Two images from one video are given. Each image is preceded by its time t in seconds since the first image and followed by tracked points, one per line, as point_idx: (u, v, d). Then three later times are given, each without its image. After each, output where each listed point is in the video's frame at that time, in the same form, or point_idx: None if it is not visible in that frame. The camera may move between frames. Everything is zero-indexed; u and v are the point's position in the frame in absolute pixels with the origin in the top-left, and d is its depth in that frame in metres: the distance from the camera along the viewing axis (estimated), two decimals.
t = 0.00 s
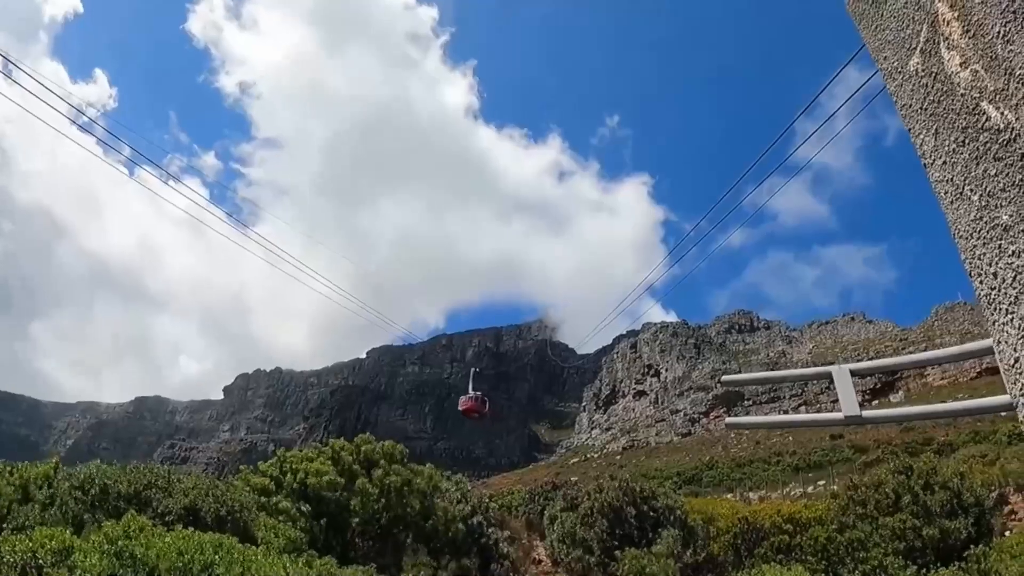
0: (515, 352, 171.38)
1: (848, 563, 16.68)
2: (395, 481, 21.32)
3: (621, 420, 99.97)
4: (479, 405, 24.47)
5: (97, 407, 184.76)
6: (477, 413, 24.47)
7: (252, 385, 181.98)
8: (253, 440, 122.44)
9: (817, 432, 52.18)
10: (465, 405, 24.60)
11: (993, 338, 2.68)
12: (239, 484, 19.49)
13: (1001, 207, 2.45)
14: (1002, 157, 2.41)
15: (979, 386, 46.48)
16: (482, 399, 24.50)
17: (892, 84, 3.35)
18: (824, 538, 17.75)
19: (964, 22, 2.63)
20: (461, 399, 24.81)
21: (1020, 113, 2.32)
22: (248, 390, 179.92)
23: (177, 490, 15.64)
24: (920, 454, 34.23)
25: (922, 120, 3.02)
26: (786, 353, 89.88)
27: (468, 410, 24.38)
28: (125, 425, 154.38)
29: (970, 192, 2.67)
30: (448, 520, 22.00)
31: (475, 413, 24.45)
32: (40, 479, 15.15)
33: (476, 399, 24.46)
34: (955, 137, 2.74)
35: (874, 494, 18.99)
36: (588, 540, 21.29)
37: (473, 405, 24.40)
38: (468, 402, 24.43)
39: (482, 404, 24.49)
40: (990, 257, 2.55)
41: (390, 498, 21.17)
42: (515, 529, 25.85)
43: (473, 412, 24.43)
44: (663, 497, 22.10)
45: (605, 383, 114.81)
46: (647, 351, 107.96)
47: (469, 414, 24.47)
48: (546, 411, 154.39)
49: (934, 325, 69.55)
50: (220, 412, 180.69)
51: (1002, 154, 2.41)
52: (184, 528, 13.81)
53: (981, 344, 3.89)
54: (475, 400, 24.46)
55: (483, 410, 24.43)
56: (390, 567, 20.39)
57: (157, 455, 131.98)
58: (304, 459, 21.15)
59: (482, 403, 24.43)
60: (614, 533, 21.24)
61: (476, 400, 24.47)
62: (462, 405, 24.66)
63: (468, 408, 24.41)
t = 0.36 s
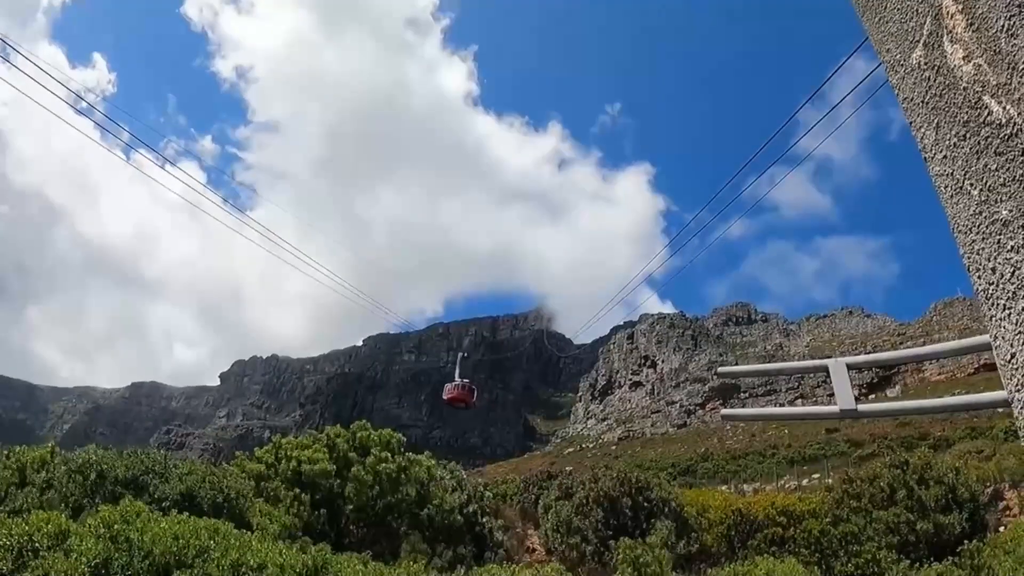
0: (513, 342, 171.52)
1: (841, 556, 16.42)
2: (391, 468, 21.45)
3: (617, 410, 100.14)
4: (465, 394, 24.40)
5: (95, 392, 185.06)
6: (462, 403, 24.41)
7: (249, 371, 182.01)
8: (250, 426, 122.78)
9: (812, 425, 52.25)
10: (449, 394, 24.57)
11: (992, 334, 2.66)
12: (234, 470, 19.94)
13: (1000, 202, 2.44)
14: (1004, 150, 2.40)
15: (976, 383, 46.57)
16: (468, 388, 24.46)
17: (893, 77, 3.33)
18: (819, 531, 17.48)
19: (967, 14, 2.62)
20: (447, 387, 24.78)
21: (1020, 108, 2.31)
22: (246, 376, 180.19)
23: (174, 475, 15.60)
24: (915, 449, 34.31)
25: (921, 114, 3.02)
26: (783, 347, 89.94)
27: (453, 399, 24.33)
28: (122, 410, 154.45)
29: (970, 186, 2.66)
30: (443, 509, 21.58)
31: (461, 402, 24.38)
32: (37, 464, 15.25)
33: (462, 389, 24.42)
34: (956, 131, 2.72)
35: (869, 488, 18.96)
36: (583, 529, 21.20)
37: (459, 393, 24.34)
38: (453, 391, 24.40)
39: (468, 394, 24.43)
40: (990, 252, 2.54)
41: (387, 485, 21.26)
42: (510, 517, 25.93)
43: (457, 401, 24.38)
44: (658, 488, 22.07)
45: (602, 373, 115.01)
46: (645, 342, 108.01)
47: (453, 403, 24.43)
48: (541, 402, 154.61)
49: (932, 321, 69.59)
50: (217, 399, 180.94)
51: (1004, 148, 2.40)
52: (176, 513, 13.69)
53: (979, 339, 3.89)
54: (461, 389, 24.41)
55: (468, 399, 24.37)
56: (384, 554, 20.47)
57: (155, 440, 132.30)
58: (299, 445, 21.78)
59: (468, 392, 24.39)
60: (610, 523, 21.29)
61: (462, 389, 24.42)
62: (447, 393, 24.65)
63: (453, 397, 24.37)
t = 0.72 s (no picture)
0: (520, 325, 171.43)
1: (847, 538, 15.90)
2: (398, 450, 21.55)
3: (624, 392, 100.33)
4: (461, 374, 24.43)
5: (103, 376, 186.09)
6: (457, 384, 24.41)
7: (256, 356, 182.82)
8: (256, 409, 123.35)
9: (817, 408, 52.31)
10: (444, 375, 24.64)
11: (1003, 314, 2.64)
12: (242, 453, 20.20)
13: (1011, 180, 2.42)
14: (1017, 132, 2.36)
15: (982, 368, 46.49)
16: (464, 368, 24.51)
17: (903, 58, 3.31)
18: (825, 514, 17.18)
19: None
20: (443, 368, 24.84)
21: None
22: (252, 360, 180.87)
23: (182, 458, 15.79)
24: (920, 433, 34.36)
25: (932, 93, 2.98)
26: (789, 330, 89.89)
27: (447, 380, 24.37)
28: (129, 395, 155.18)
29: (978, 166, 2.64)
30: (452, 490, 21.93)
31: (455, 383, 24.37)
32: (45, 449, 15.24)
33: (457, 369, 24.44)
34: (966, 112, 2.70)
35: (875, 471, 19.09)
36: (590, 510, 21.41)
37: (454, 374, 24.37)
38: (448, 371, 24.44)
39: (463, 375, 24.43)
40: (1000, 231, 2.52)
41: (394, 467, 21.44)
42: (517, 498, 26.04)
43: (451, 382, 24.42)
44: (665, 470, 22.23)
45: (609, 356, 115.08)
46: (650, 325, 108.06)
47: (447, 384, 24.46)
48: (549, 383, 154.77)
49: (937, 305, 69.45)
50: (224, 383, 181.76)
51: (1018, 127, 2.36)
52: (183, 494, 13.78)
53: (986, 321, 3.91)
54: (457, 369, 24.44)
55: (463, 380, 24.38)
56: (392, 536, 20.60)
57: (161, 426, 133.13)
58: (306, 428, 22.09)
59: (463, 372, 24.43)
60: (617, 504, 21.44)
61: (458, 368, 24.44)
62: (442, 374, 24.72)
63: (447, 378, 24.41)
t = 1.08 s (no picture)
0: (535, 315, 171.30)
1: (871, 519, 16.11)
2: (421, 440, 21.74)
3: (642, 377, 100.33)
4: (469, 361, 24.49)
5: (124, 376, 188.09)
6: (465, 371, 24.48)
7: (274, 350, 184.03)
8: (277, 403, 124.27)
9: (837, 388, 52.09)
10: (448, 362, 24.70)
11: None
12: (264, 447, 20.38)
13: None
14: None
15: (1002, 344, 46.12)
16: (470, 355, 24.56)
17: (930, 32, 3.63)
18: (848, 494, 17.29)
19: None
20: (448, 356, 24.83)
21: None
22: (271, 355, 182.30)
23: (205, 453, 15.82)
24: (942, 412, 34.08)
25: (959, 63, 3.31)
26: (806, 310, 89.48)
27: (452, 367, 24.42)
28: (149, 394, 156.70)
29: (1009, 129, 2.97)
30: (474, 479, 22.03)
31: (462, 371, 24.41)
32: (68, 448, 15.70)
33: (464, 355, 24.51)
34: (997, 79, 3.02)
35: (897, 450, 18.95)
36: (613, 496, 21.49)
37: (460, 361, 24.42)
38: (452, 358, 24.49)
39: (470, 362, 24.46)
40: None
41: (417, 457, 21.56)
42: (539, 486, 26.16)
43: (458, 370, 24.45)
44: (688, 453, 22.01)
45: (626, 341, 114.92)
46: (668, 309, 107.91)
47: (453, 371, 24.52)
48: (566, 370, 154.68)
49: (954, 282, 68.93)
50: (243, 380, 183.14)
51: None
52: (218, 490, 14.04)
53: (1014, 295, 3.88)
54: (462, 355, 24.49)
55: (471, 368, 24.43)
56: (415, 525, 20.68)
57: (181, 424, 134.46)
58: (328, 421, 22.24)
59: (470, 359, 24.48)
60: (639, 489, 21.42)
61: (464, 355, 24.51)
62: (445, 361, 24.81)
63: (452, 365, 24.46)
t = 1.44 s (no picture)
0: (562, 310, 171.11)
1: (908, 502, 16.01)
2: (455, 439, 21.40)
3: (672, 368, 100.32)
4: (485, 359, 24.49)
5: (157, 385, 191.24)
6: (482, 370, 24.45)
7: (303, 354, 185.91)
8: (307, 407, 125.49)
9: (867, 371, 51.73)
10: (461, 360, 24.72)
11: None
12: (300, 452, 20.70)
13: None
14: None
15: None
16: (485, 353, 24.56)
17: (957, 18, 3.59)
18: (885, 478, 17.17)
19: None
20: (463, 355, 24.78)
21: None
22: (301, 359, 184.28)
23: (240, 460, 15.93)
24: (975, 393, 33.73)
25: (984, 41, 3.29)
26: (833, 295, 88.76)
27: (466, 366, 24.41)
28: (180, 402, 158.89)
29: None
30: (509, 476, 22.31)
31: (477, 370, 24.36)
32: (105, 460, 15.77)
33: (479, 353, 24.53)
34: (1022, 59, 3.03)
35: (932, 432, 18.76)
36: (648, 488, 21.39)
37: (476, 359, 24.41)
38: (467, 356, 24.51)
39: (486, 361, 24.46)
40: None
41: (452, 456, 21.33)
42: (573, 480, 25.97)
43: (474, 368, 24.41)
44: (721, 442, 22.18)
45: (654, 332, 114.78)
46: (694, 298, 107.69)
47: (467, 371, 24.49)
48: (594, 364, 154.44)
49: (981, 261, 68.02)
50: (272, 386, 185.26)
51: None
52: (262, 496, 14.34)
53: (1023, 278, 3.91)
54: (477, 353, 24.51)
55: (486, 366, 24.41)
56: (453, 525, 20.64)
57: (213, 431, 136.17)
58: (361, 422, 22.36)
59: (486, 358, 24.50)
60: (674, 481, 21.42)
61: (479, 353, 24.52)
62: (457, 360, 24.84)
63: (465, 364, 24.46)
